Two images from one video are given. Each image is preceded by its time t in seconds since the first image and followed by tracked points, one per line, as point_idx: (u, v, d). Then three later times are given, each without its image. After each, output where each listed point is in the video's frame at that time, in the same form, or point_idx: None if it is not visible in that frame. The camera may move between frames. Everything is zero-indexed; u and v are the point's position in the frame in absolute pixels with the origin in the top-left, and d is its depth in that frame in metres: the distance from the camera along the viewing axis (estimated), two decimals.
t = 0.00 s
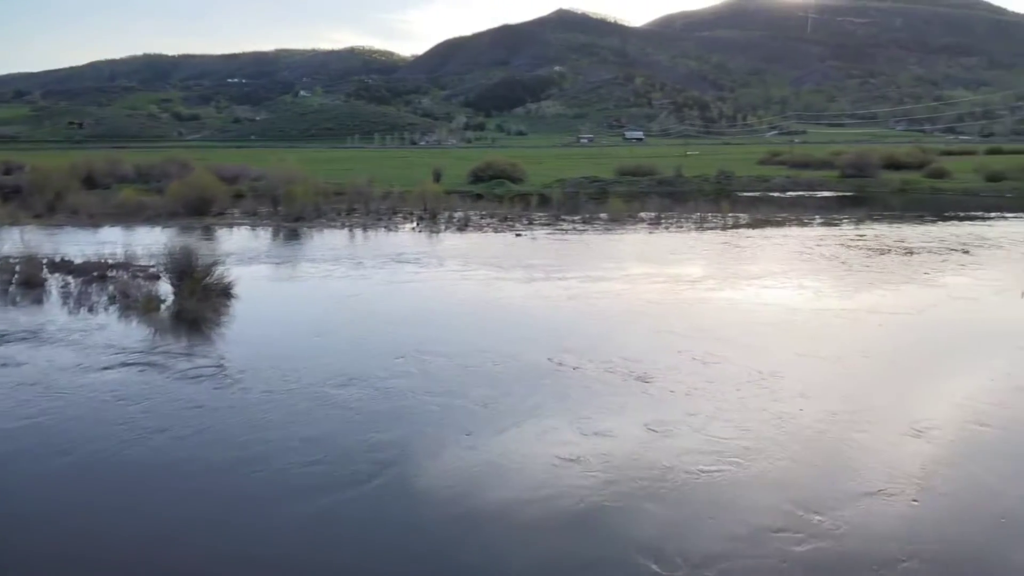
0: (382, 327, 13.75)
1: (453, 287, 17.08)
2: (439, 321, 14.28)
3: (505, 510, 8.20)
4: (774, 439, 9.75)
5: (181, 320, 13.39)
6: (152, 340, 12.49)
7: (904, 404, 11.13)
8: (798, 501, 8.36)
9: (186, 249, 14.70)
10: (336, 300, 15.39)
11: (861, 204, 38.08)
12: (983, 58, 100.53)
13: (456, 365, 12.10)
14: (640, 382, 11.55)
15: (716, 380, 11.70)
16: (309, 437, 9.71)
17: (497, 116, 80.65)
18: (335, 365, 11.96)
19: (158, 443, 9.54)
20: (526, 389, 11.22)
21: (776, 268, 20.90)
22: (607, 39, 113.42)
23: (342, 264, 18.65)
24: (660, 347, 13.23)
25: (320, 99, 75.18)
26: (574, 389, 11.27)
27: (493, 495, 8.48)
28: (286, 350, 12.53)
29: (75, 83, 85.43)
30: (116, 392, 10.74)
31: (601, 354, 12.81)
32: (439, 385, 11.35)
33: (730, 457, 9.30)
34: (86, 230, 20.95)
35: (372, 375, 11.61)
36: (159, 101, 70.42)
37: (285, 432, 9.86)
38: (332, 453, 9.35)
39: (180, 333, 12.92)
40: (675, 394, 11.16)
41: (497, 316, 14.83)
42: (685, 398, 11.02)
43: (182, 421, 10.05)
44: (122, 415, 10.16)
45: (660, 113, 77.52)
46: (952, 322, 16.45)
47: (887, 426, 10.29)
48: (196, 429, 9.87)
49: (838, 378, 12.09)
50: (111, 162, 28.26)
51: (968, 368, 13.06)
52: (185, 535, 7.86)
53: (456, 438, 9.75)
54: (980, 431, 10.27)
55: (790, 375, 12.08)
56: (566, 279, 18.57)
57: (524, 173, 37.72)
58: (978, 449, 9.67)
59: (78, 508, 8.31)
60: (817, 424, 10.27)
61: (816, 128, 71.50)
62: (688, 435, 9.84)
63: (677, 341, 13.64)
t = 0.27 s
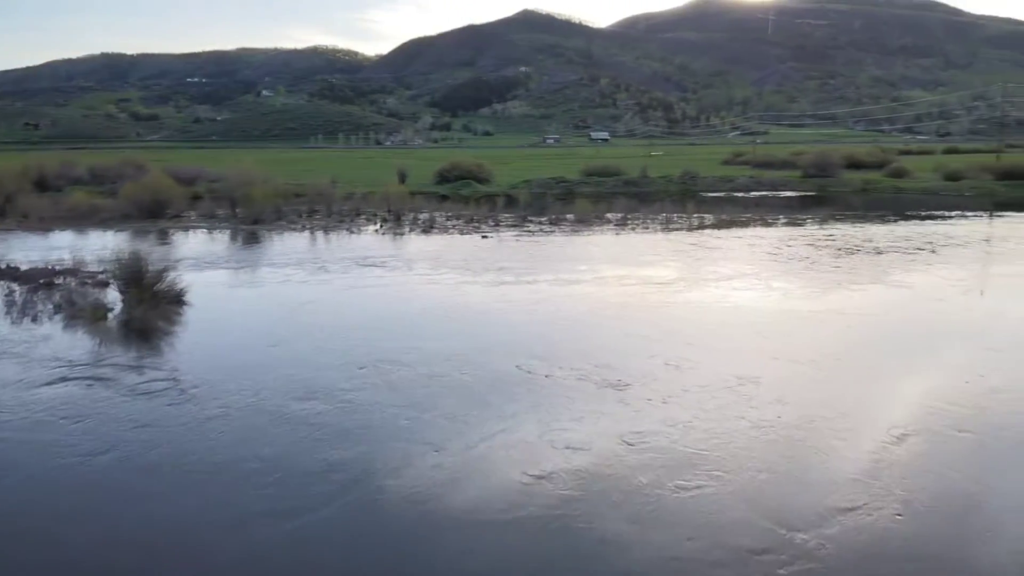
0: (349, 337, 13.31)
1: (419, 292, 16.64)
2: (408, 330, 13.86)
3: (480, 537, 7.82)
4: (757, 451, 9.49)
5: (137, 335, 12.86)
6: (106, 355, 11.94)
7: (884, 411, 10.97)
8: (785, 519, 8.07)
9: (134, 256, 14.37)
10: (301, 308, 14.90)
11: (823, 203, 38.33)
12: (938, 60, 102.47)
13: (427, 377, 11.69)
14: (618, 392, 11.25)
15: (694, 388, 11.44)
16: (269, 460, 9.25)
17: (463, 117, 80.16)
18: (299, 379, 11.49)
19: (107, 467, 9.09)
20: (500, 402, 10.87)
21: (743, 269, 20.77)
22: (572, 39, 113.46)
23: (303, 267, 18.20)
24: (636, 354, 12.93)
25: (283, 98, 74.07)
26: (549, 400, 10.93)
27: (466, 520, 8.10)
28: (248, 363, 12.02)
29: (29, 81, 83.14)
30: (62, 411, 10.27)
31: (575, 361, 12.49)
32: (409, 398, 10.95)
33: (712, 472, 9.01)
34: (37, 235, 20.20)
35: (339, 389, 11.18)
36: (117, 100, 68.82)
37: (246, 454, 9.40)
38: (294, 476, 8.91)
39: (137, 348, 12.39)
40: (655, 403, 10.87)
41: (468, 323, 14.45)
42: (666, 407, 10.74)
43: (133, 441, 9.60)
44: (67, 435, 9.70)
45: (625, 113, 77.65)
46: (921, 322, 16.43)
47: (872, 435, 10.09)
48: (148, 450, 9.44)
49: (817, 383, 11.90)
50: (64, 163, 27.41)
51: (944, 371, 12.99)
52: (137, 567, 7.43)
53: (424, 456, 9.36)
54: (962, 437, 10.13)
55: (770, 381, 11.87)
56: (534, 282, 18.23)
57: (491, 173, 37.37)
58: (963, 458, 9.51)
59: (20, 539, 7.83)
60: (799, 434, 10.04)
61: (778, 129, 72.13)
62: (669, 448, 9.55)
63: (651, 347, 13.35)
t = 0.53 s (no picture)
0: (317, 346, 12.92)
1: (384, 297, 16.25)
2: (378, 336, 13.51)
3: (448, 561, 7.53)
4: (736, 462, 9.29)
5: (93, 351, 12.38)
6: (56, 374, 11.46)
7: (863, 415, 10.86)
8: (766, 535, 7.86)
9: (82, 263, 14.02)
10: (266, 315, 14.47)
11: (786, 203, 38.54)
12: (896, 60, 104.03)
13: (396, 388, 11.35)
14: (592, 402, 11.02)
15: (670, 396, 11.24)
16: (228, 482, 8.85)
17: (428, 116, 79.55)
18: (264, 392, 11.10)
19: (53, 491, 8.65)
20: (472, 414, 10.57)
21: (710, 271, 20.65)
22: (537, 40, 113.32)
23: (261, 271, 17.74)
24: (609, 361, 12.71)
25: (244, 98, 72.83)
26: (522, 412, 10.65)
27: (437, 543, 7.78)
28: (210, 376, 11.59)
29: None
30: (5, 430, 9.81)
31: (548, 369, 12.24)
32: (378, 411, 10.61)
33: (690, 486, 8.79)
34: None
35: (306, 403, 10.80)
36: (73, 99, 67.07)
37: (204, 475, 8.98)
38: (255, 499, 8.52)
39: (93, 365, 11.91)
40: (629, 413, 10.65)
41: (439, 329, 14.13)
42: (641, 417, 10.52)
43: (81, 462, 9.16)
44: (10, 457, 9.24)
45: (591, 114, 77.69)
46: (890, 322, 16.42)
47: (851, 441, 9.96)
48: (98, 471, 9.01)
49: (794, 388, 11.78)
50: (15, 166, 26.56)
51: (921, 373, 12.94)
52: None
53: (392, 474, 9.02)
54: (941, 442, 10.04)
55: (746, 387, 11.71)
56: (499, 285, 17.91)
57: (456, 173, 36.97)
58: (944, 464, 9.41)
59: None
60: (778, 442, 9.87)
61: (742, 130, 72.64)
62: (645, 460, 9.31)
63: (624, 352, 13.13)
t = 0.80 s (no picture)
0: (281, 355, 12.52)
1: (347, 301, 15.83)
2: (344, 344, 13.12)
3: None
4: (713, 473, 9.08)
5: (40, 368, 11.91)
6: (3, 394, 10.94)
7: (841, 420, 10.73)
8: (744, 554, 7.64)
9: (27, 271, 13.57)
10: (227, 322, 14.01)
11: (750, 203, 38.65)
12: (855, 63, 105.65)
13: (363, 399, 10.99)
14: (565, 411, 10.75)
15: (644, 403, 11.01)
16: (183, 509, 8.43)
17: (394, 117, 78.84)
18: (225, 408, 10.68)
19: None
20: (442, 426, 10.25)
21: (677, 272, 20.47)
22: (502, 40, 113.04)
23: (218, 276, 17.24)
24: (581, 366, 12.45)
25: (206, 98, 71.58)
26: (493, 423, 10.35)
27: (405, 569, 7.46)
28: (168, 392, 11.15)
29: None
30: None
31: (520, 376, 11.94)
32: (344, 425, 10.24)
33: (668, 500, 8.52)
34: None
35: (270, 418, 10.41)
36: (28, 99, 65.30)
37: (158, 502, 8.55)
38: (211, 526, 8.12)
39: (39, 382, 11.41)
40: (604, 422, 10.39)
41: (407, 334, 13.76)
42: (616, 427, 10.27)
43: (23, 490, 8.75)
44: None
45: (557, 115, 77.63)
46: (859, 321, 16.38)
47: (830, 448, 9.81)
48: (39, 500, 8.59)
49: (771, 394, 11.62)
50: None
51: (895, 372, 12.88)
52: None
53: (358, 494, 8.67)
54: (920, 448, 9.94)
55: (722, 393, 11.53)
56: (464, 288, 17.55)
57: (421, 174, 36.50)
58: (923, 473, 9.30)
59: None
60: (756, 451, 9.68)
61: (706, 131, 72.99)
62: (620, 474, 9.05)
63: (595, 357, 12.88)
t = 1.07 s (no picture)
0: (245, 365, 12.13)
1: (309, 306, 15.43)
2: (310, 351, 12.77)
3: None
4: (690, 487, 8.90)
5: None
6: None
7: (818, 426, 10.64)
8: (726, 572, 7.46)
9: None
10: (188, 330, 13.57)
11: (715, 204, 38.73)
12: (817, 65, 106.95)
13: (329, 412, 10.65)
14: (538, 421, 10.49)
15: (618, 412, 10.81)
16: (141, 535, 8.04)
17: (358, 117, 78.08)
18: (186, 424, 10.28)
19: None
20: (412, 439, 9.95)
21: (643, 273, 20.30)
22: (467, 40, 112.63)
23: (172, 280, 16.74)
24: (552, 372, 12.21)
25: (166, 98, 70.31)
26: (464, 435, 10.07)
27: None
28: (126, 408, 10.72)
29: None
30: None
31: (491, 384, 11.68)
32: (312, 440, 9.91)
33: (643, 516, 8.31)
34: None
35: (234, 433, 10.05)
36: None
37: (114, 528, 8.16)
38: (171, 553, 7.76)
39: None
40: (579, 433, 10.17)
41: (374, 340, 13.45)
42: (591, 438, 10.04)
43: None
44: None
45: (522, 115, 77.49)
46: (827, 321, 16.36)
47: (809, 457, 9.69)
48: None
49: (747, 399, 11.49)
50: None
51: (867, 372, 12.86)
52: None
53: (321, 515, 8.33)
54: (897, 455, 9.89)
55: (697, 398, 11.37)
56: (428, 291, 17.19)
57: (385, 175, 36.05)
58: (903, 483, 9.23)
59: None
60: (734, 461, 9.53)
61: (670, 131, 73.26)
62: (596, 489, 8.83)
63: (566, 362, 12.65)
